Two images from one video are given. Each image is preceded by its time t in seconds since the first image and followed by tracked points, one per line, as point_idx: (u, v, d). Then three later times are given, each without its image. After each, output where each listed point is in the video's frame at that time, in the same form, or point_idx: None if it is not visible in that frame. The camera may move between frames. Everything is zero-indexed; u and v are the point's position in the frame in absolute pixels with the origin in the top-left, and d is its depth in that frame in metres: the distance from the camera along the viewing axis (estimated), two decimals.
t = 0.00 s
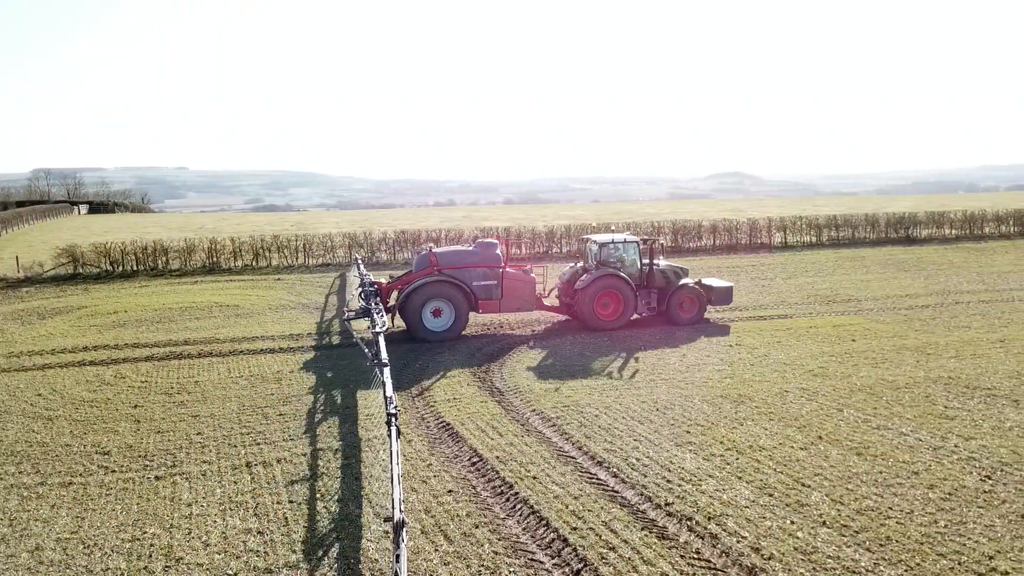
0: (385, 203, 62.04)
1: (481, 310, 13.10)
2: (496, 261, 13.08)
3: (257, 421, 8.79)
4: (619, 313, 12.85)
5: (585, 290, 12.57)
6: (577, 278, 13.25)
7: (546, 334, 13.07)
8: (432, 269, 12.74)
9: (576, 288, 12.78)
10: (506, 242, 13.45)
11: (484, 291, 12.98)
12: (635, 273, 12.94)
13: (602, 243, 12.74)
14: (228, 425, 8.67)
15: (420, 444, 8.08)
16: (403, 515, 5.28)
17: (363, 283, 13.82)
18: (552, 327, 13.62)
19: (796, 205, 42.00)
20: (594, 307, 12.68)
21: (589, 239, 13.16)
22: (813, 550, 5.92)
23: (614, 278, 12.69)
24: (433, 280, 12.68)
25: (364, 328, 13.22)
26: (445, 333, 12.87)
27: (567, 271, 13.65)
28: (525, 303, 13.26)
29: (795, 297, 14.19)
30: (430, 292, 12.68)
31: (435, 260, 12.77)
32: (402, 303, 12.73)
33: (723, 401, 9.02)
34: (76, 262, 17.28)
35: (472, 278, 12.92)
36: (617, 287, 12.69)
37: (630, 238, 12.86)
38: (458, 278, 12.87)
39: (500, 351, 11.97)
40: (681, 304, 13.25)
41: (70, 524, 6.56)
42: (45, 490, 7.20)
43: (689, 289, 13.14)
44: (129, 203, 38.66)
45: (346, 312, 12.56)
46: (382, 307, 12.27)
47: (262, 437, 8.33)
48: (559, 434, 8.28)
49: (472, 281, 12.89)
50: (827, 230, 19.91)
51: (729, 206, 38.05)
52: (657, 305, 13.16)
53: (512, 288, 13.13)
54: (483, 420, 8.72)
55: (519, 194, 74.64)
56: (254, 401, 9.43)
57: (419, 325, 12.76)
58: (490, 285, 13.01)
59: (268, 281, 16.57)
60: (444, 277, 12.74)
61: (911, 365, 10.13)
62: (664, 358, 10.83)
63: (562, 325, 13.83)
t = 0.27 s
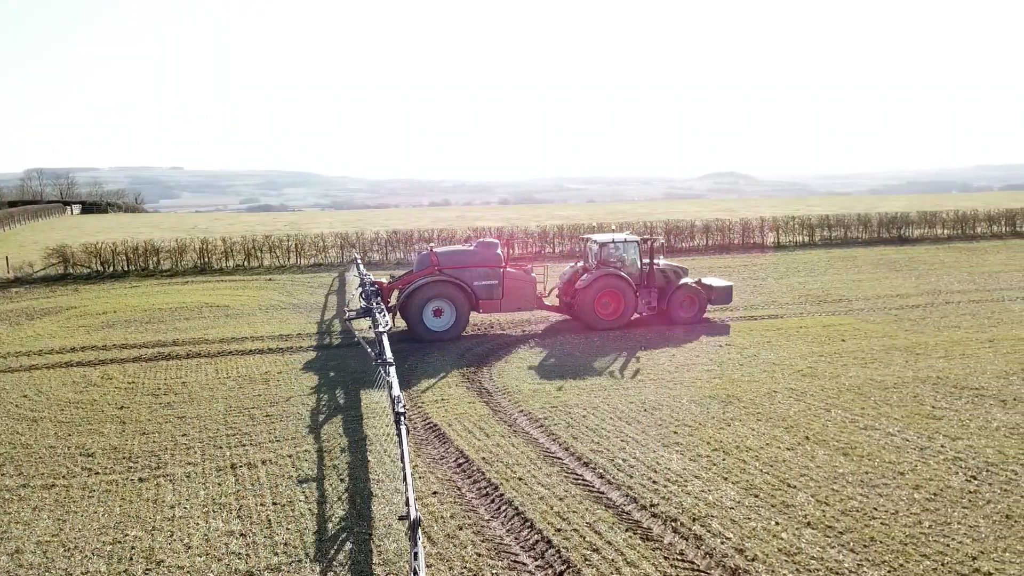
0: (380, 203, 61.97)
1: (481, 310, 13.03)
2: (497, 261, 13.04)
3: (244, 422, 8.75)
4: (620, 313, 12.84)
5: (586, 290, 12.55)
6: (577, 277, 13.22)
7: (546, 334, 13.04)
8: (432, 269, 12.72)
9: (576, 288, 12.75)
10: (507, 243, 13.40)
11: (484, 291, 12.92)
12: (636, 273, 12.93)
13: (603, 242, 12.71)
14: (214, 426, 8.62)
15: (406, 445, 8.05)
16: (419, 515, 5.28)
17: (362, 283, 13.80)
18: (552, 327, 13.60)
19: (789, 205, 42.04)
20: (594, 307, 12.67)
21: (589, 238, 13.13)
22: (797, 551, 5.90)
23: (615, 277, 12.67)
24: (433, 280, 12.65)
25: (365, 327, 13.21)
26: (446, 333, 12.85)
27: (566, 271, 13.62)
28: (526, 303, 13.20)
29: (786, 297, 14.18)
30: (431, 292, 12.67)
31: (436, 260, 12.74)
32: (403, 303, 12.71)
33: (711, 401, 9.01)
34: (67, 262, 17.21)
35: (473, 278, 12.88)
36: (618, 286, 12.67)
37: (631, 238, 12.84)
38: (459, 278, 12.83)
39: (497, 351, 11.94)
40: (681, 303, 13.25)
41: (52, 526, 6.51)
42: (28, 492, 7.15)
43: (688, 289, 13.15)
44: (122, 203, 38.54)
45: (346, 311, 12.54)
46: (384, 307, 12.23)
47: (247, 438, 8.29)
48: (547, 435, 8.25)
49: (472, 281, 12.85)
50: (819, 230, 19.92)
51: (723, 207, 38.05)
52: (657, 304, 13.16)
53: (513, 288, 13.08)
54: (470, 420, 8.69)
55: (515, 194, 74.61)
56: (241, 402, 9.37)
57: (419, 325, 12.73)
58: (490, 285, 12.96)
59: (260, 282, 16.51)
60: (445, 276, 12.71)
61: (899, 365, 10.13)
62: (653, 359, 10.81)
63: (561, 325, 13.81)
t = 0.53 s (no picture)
0: (375, 203, 61.87)
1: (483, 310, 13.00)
2: (499, 261, 12.98)
3: (228, 424, 8.70)
4: (621, 312, 12.83)
5: (586, 289, 12.53)
6: (577, 277, 13.20)
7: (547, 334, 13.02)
8: (434, 269, 12.68)
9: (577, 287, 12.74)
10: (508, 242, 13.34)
11: (486, 291, 12.89)
12: (636, 272, 12.92)
13: (603, 242, 12.69)
14: (198, 428, 8.57)
15: (390, 447, 8.01)
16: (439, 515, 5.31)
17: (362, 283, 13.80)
18: (552, 326, 13.58)
19: (782, 205, 42.07)
20: (595, 306, 12.66)
21: (589, 238, 13.11)
22: (779, 552, 5.88)
23: (616, 277, 12.65)
24: (435, 280, 12.63)
25: (366, 327, 13.22)
26: (447, 333, 12.86)
27: (567, 271, 13.60)
28: (528, 303, 13.17)
29: (776, 298, 14.19)
30: (433, 292, 12.66)
31: (438, 260, 12.70)
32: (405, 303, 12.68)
33: (697, 402, 8.99)
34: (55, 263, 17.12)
35: (475, 278, 12.85)
36: (618, 286, 12.66)
37: (631, 238, 12.82)
38: (461, 278, 12.80)
39: (494, 351, 11.93)
40: (681, 303, 13.24)
41: (29, 530, 6.46)
42: (6, 495, 7.09)
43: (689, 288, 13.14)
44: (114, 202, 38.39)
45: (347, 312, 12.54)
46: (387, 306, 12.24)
47: (231, 440, 8.24)
48: (532, 436, 8.23)
49: (474, 281, 12.81)
50: (811, 230, 19.93)
51: (716, 207, 38.05)
52: (657, 304, 13.15)
53: (515, 288, 13.05)
54: (455, 421, 8.66)
55: (510, 194, 74.56)
56: (226, 404, 9.32)
57: (420, 326, 12.73)
58: (492, 285, 12.92)
59: (249, 283, 16.45)
60: (446, 277, 12.67)
61: (886, 365, 10.13)
62: (641, 359, 10.80)
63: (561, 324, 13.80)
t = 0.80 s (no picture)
0: (370, 203, 61.79)
1: (484, 309, 12.98)
2: (499, 261, 12.95)
3: (213, 425, 8.65)
4: (621, 312, 12.81)
5: (586, 289, 12.51)
6: (577, 277, 13.19)
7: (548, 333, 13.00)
8: (435, 269, 12.64)
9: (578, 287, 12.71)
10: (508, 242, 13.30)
11: (487, 291, 12.86)
12: (636, 272, 12.91)
13: (603, 242, 12.67)
14: (183, 430, 8.52)
15: (376, 448, 7.98)
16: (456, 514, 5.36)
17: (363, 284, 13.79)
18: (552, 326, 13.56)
19: (776, 205, 42.09)
20: (596, 306, 12.64)
21: (590, 238, 13.09)
22: (762, 554, 5.86)
23: (616, 276, 12.65)
24: (436, 280, 12.59)
25: (367, 327, 13.21)
26: (449, 333, 12.84)
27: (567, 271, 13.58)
28: (528, 302, 13.16)
29: (768, 298, 14.18)
30: (434, 292, 12.63)
31: (438, 260, 12.66)
32: (406, 303, 12.63)
33: (685, 402, 8.98)
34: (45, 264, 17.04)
35: (476, 278, 12.82)
36: (619, 285, 12.65)
37: (632, 238, 12.80)
38: (462, 278, 12.76)
39: (490, 352, 11.91)
40: (681, 302, 13.23)
41: (10, 533, 6.41)
42: None
43: (689, 288, 13.13)
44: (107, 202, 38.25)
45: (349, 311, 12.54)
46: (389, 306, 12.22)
47: (216, 441, 8.19)
48: (518, 437, 8.19)
49: (475, 281, 12.78)
50: (804, 230, 19.93)
51: (710, 206, 38.01)
52: (658, 304, 13.14)
53: (516, 288, 13.03)
54: (442, 423, 8.62)
55: (505, 194, 74.50)
56: (212, 405, 9.27)
57: (421, 326, 12.70)
58: (493, 285, 12.90)
59: (241, 283, 16.39)
60: (448, 277, 12.63)
61: (875, 366, 10.12)
62: (630, 360, 10.78)
63: (561, 324, 13.78)
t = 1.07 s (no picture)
0: (365, 203, 61.71)
1: (485, 310, 12.94)
2: (500, 261, 12.91)
3: (197, 427, 8.59)
4: (622, 312, 12.79)
5: (586, 289, 12.49)
6: (577, 276, 13.15)
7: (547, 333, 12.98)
8: (436, 269, 12.58)
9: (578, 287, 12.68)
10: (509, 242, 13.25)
11: (488, 291, 12.83)
12: (637, 272, 12.88)
13: (603, 242, 12.63)
14: (166, 432, 8.46)
15: (360, 450, 7.94)
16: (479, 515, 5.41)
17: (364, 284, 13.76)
18: (553, 326, 13.53)
19: (769, 205, 42.13)
20: (597, 306, 12.61)
21: (590, 238, 13.05)
22: (743, 556, 5.83)
23: (616, 276, 12.63)
24: (438, 280, 12.54)
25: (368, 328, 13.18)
26: (450, 333, 12.80)
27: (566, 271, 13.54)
28: (529, 302, 13.13)
29: (757, 298, 14.17)
30: (436, 292, 12.58)
31: (440, 260, 12.60)
32: (407, 303, 12.57)
33: (671, 403, 8.95)
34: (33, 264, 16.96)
35: (477, 278, 12.77)
36: (619, 285, 12.63)
37: (632, 238, 12.77)
38: (463, 278, 12.71)
39: (484, 352, 11.87)
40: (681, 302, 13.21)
41: None
42: None
43: (689, 288, 13.10)
44: (100, 203, 38.13)
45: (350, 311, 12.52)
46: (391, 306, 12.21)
47: (198, 444, 8.13)
48: (503, 439, 8.15)
49: (476, 281, 12.73)
50: (795, 230, 19.93)
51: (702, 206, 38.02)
52: (658, 303, 13.11)
53: (517, 287, 12.99)
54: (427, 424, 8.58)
55: (500, 194, 74.47)
56: (197, 407, 9.21)
57: (422, 326, 12.65)
58: (494, 285, 12.86)
59: (230, 284, 16.32)
60: (449, 276, 12.58)
61: (862, 366, 10.11)
62: (618, 362, 10.76)
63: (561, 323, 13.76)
